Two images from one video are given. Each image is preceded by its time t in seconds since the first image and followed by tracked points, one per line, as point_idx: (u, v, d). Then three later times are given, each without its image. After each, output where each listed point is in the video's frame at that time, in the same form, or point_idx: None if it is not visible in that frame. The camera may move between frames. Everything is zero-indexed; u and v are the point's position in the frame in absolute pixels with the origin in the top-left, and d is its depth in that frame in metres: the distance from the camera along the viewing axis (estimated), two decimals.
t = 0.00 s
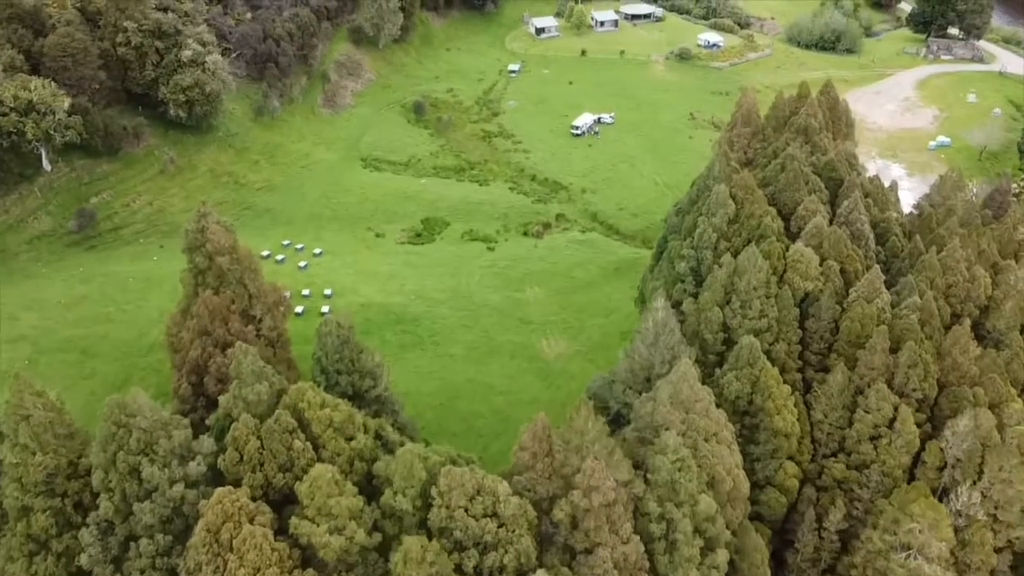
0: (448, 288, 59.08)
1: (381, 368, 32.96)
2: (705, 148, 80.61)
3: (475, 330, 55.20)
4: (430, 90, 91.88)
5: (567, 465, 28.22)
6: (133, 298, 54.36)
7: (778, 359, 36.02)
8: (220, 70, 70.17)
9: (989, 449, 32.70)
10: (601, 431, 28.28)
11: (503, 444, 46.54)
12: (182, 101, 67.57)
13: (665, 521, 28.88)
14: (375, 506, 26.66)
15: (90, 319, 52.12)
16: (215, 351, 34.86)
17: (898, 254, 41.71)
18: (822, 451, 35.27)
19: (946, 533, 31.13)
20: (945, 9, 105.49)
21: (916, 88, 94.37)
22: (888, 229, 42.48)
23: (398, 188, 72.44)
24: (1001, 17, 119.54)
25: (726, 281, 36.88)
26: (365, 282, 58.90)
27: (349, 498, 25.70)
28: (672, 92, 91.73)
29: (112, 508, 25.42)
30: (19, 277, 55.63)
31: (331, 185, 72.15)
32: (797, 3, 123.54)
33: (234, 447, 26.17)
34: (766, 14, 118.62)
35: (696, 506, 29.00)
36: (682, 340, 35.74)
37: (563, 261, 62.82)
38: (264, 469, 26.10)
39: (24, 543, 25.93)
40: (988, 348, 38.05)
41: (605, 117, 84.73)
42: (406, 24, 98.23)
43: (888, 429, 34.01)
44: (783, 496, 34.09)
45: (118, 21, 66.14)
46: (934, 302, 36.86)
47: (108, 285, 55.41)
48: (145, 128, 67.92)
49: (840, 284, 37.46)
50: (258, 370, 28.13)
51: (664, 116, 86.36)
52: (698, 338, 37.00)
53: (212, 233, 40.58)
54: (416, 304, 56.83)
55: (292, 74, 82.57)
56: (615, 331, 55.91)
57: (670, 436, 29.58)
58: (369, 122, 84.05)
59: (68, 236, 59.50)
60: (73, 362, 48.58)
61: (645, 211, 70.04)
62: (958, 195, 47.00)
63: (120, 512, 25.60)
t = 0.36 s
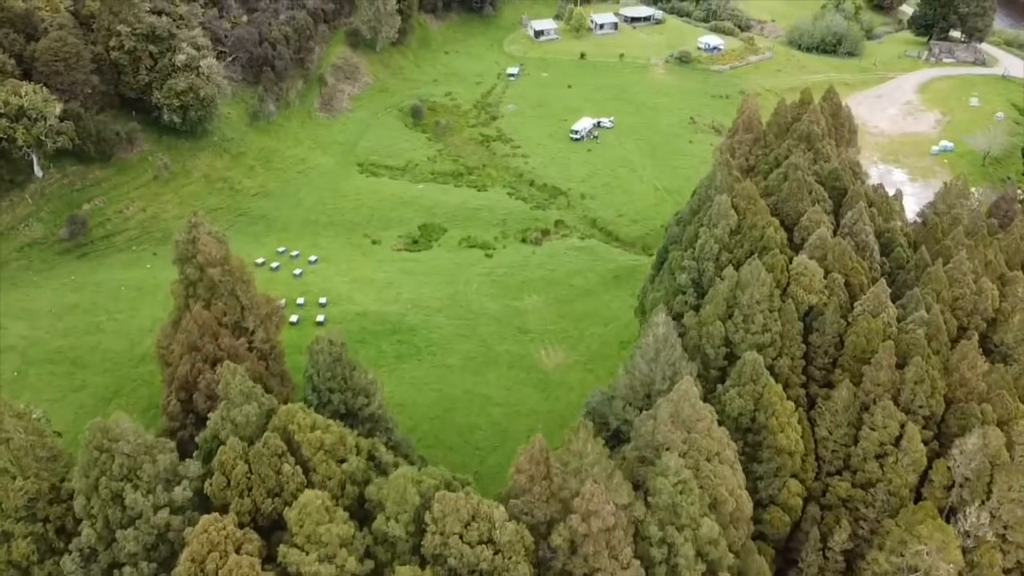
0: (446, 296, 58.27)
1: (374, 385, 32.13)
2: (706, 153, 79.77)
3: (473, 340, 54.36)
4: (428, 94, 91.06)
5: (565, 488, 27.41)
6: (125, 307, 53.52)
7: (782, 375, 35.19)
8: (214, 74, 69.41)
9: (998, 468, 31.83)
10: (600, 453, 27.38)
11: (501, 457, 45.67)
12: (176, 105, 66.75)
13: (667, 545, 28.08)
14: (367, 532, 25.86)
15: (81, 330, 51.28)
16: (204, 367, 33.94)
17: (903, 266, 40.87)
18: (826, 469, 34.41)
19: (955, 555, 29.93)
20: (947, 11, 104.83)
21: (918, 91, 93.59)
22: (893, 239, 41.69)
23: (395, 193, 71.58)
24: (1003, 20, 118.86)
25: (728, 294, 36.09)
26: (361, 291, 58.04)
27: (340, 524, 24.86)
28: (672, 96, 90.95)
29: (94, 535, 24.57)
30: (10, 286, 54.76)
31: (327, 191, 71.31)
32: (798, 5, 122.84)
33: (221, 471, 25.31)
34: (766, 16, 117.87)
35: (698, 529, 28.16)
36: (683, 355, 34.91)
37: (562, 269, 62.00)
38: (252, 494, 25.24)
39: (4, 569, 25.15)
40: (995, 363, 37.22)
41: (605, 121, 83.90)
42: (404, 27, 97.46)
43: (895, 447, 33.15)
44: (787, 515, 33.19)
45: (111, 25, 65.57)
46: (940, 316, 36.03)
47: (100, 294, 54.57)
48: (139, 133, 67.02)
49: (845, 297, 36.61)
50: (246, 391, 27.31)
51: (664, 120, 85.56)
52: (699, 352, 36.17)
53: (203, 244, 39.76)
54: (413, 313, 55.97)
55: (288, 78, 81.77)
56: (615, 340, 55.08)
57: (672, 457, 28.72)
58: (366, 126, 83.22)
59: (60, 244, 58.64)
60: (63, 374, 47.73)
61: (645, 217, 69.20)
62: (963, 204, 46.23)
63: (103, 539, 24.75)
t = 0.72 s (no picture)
0: (443, 304, 57.48)
1: (368, 403, 31.30)
2: (706, 158, 78.97)
3: (470, 349, 53.54)
4: (426, 97, 90.22)
5: (563, 512, 26.69)
6: (117, 316, 52.76)
7: (785, 390, 34.40)
8: (210, 78, 68.48)
9: (1007, 487, 30.87)
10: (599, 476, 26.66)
11: (498, 471, 44.83)
12: (170, 110, 65.69)
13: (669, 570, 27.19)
14: (358, 558, 25.05)
15: (72, 339, 50.48)
16: (193, 383, 33.07)
17: (908, 277, 40.07)
18: (831, 487, 33.57)
19: None
20: (948, 14, 104.27)
21: (920, 95, 92.85)
22: (899, 249, 40.91)
23: (392, 199, 70.75)
24: (1004, 22, 118.23)
25: (730, 307, 35.34)
26: (356, 299, 57.20)
27: (330, 552, 24.01)
28: (672, 100, 90.13)
29: (75, 564, 23.71)
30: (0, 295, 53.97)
31: (323, 196, 70.49)
32: (798, 8, 122.12)
33: (208, 496, 24.59)
34: (767, 18, 117.09)
35: (700, 554, 27.32)
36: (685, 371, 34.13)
37: (561, 276, 61.18)
38: (240, 520, 24.51)
39: None
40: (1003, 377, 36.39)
41: (604, 125, 83.06)
42: (402, 29, 96.66)
43: (901, 465, 32.29)
44: (790, 534, 32.29)
45: (105, 29, 64.90)
46: (948, 331, 35.20)
47: (92, 303, 53.81)
48: (132, 138, 66.14)
49: (850, 311, 35.77)
50: (234, 412, 26.58)
51: (664, 124, 84.77)
52: (700, 367, 35.41)
53: (195, 255, 38.97)
54: (409, 322, 55.12)
55: (285, 81, 81.02)
56: (614, 350, 54.26)
57: (672, 479, 27.99)
58: (363, 131, 82.40)
59: (52, 252, 57.87)
60: (53, 386, 46.90)
61: (645, 223, 68.35)
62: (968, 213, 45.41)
63: (85, 567, 23.88)
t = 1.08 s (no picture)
0: (440, 314, 56.52)
1: (360, 425, 30.44)
2: (707, 163, 78.00)
3: (467, 360, 52.59)
4: (424, 101, 89.30)
5: (560, 543, 25.79)
6: (107, 326, 51.83)
7: (789, 410, 33.46)
8: (203, 84, 67.73)
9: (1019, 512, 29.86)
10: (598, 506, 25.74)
11: (496, 487, 43.87)
12: (163, 116, 64.79)
13: None
14: None
15: (61, 351, 49.53)
16: (180, 404, 32.14)
17: (915, 291, 39.12)
18: (836, 509, 32.61)
19: None
20: (951, 17, 103.45)
21: (922, 99, 91.99)
22: (905, 261, 40.01)
23: (389, 205, 69.81)
24: (1007, 25, 117.32)
25: (732, 324, 34.39)
26: (352, 308, 56.22)
27: None
28: (672, 104, 89.23)
29: None
30: None
31: (318, 203, 69.55)
32: (799, 10, 121.20)
33: (190, 528, 23.65)
34: (767, 21, 116.22)
35: None
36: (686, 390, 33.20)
37: (560, 285, 60.28)
38: (224, 553, 23.54)
39: None
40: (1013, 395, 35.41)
41: (603, 130, 82.13)
42: (399, 33, 95.75)
43: (909, 488, 31.31)
44: (795, 558, 31.30)
45: (97, 33, 63.97)
46: (956, 348, 34.19)
47: (82, 313, 52.86)
48: (125, 144, 65.20)
49: (855, 328, 34.78)
50: (219, 438, 25.76)
51: (665, 128, 83.86)
52: (702, 385, 34.49)
53: (183, 269, 37.98)
54: (406, 332, 54.17)
55: (281, 85, 80.14)
56: (614, 361, 53.32)
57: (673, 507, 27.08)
58: (360, 135, 81.45)
59: (41, 260, 56.94)
60: (40, 400, 45.92)
61: (645, 230, 67.40)
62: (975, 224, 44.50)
63: None
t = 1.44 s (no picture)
0: (436, 325, 55.51)
1: (350, 450, 29.63)
2: (708, 169, 77.02)
3: (464, 374, 51.58)
4: (421, 106, 88.31)
5: None
6: (97, 338, 50.85)
7: (794, 432, 32.46)
8: (196, 89, 66.69)
9: None
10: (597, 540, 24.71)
11: (492, 505, 42.91)
12: (155, 122, 63.74)
13: None
14: None
15: (49, 365, 48.56)
16: (164, 427, 31.63)
17: (921, 306, 38.21)
18: (843, 534, 31.57)
19: None
20: (953, 20, 102.59)
21: (924, 103, 91.06)
22: (911, 276, 39.10)
23: (385, 213, 68.82)
24: (1010, 28, 116.42)
25: (735, 343, 33.36)
26: (346, 320, 55.17)
27: None
28: (672, 108, 88.25)
29: None
30: None
31: (313, 210, 68.52)
32: (800, 13, 120.35)
33: (171, 564, 22.84)
34: (768, 24, 115.27)
35: None
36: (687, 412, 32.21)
37: (558, 295, 59.31)
38: None
39: None
40: None
41: (602, 135, 81.14)
42: (396, 36, 94.74)
43: (918, 513, 30.25)
44: None
45: (88, 38, 62.95)
46: (966, 368, 33.13)
47: (71, 325, 51.88)
48: (116, 151, 64.17)
49: (862, 347, 33.71)
50: (201, 469, 25.29)
51: (665, 134, 82.89)
52: (704, 406, 33.50)
53: (172, 284, 36.94)
54: (402, 344, 53.17)
55: (276, 90, 79.17)
56: (613, 374, 52.31)
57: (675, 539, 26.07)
58: (356, 141, 80.45)
59: (30, 270, 55.99)
60: (27, 416, 44.94)
61: (645, 238, 66.37)
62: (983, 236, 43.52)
63: None
